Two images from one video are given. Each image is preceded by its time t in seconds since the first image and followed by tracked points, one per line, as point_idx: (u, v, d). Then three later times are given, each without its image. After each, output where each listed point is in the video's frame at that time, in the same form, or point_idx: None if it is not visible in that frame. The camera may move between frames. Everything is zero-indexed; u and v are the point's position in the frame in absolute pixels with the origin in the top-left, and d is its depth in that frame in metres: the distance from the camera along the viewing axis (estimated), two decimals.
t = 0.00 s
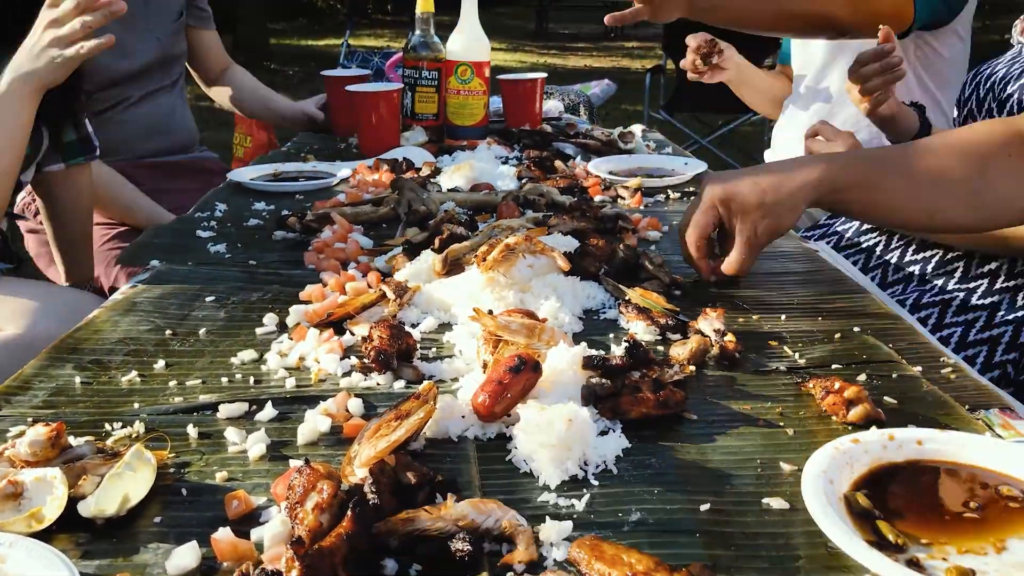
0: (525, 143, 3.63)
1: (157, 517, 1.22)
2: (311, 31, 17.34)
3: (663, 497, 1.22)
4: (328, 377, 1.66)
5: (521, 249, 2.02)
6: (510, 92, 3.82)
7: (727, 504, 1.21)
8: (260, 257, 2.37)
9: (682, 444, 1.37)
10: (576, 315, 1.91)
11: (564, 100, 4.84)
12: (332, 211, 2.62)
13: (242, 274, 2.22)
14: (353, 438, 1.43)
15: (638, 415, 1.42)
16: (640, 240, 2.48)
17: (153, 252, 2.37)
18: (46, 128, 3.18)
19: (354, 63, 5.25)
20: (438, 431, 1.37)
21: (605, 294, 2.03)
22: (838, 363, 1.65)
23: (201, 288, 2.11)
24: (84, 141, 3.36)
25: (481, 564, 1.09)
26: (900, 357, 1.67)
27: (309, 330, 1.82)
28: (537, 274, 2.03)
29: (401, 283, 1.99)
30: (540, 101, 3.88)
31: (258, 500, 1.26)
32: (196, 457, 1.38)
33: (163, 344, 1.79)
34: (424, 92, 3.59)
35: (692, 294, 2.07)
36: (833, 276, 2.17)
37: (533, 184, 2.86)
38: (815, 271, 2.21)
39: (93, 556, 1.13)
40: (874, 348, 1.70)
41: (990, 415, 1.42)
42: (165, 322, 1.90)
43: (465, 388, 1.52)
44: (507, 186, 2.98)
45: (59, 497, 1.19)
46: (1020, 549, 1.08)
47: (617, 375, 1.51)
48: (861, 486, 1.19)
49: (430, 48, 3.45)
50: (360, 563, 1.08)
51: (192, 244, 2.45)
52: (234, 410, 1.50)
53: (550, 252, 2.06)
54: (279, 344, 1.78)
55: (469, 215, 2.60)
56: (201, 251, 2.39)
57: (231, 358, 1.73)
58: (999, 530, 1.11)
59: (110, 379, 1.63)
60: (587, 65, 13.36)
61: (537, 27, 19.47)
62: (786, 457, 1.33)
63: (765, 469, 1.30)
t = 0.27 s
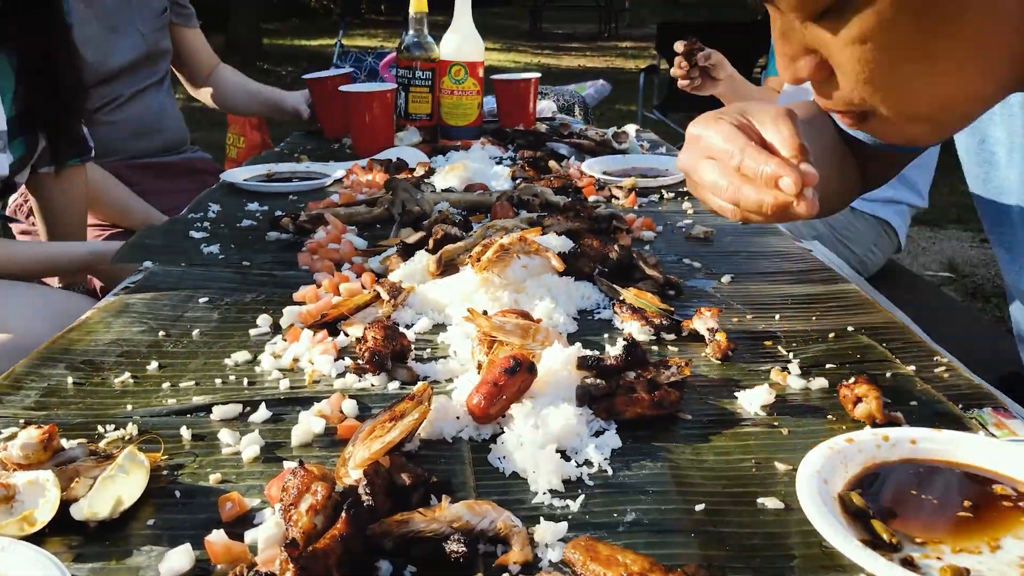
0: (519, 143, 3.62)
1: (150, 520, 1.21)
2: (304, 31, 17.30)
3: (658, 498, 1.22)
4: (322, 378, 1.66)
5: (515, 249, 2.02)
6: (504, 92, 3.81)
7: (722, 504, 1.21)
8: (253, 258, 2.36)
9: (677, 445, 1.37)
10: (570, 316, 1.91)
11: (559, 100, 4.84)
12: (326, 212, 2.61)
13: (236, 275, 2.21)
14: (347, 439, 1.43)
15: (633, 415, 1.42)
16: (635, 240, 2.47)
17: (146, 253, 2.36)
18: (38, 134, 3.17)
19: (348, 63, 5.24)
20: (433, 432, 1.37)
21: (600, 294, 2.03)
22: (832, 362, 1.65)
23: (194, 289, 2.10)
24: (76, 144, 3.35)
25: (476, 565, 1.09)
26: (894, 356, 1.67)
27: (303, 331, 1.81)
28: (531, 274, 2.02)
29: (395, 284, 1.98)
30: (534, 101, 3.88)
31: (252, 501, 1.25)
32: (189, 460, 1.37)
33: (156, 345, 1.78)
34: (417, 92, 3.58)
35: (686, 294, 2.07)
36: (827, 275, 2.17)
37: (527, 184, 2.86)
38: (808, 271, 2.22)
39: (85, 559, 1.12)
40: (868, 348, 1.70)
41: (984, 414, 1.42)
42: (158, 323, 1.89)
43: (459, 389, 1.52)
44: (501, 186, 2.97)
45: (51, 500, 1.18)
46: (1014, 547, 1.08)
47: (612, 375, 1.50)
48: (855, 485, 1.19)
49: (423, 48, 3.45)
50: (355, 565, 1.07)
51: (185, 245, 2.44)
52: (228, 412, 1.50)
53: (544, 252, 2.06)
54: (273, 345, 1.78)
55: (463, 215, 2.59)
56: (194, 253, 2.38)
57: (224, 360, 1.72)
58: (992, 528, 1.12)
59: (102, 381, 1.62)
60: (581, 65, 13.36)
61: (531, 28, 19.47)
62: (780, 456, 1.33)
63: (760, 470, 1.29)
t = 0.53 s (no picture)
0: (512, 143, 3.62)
1: (141, 523, 1.20)
2: (295, 31, 17.26)
3: (651, 498, 1.22)
4: (314, 379, 1.65)
5: (508, 250, 2.02)
6: (496, 91, 3.81)
7: (715, 503, 1.21)
8: (244, 259, 2.35)
9: (669, 444, 1.37)
10: (563, 316, 1.91)
11: (550, 100, 4.84)
12: (317, 212, 2.60)
13: (227, 277, 2.20)
14: (339, 441, 1.43)
15: (625, 416, 1.42)
16: (627, 240, 2.48)
17: (136, 255, 2.34)
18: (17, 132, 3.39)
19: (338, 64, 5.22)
20: (425, 433, 1.37)
21: (592, 294, 2.03)
22: (823, 361, 1.65)
23: (185, 291, 2.09)
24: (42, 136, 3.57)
25: (470, 565, 1.08)
26: (886, 355, 1.68)
27: (294, 332, 1.80)
28: (523, 274, 2.02)
29: (387, 284, 1.98)
30: (526, 101, 3.88)
31: (244, 504, 1.25)
32: (180, 462, 1.36)
33: (147, 347, 1.77)
34: (409, 92, 3.53)
35: (678, 294, 2.07)
36: (819, 275, 2.18)
37: (519, 185, 2.86)
38: (799, 270, 2.22)
39: (75, 563, 1.11)
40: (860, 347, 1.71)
41: (975, 413, 1.43)
42: (149, 325, 1.88)
43: (452, 390, 1.51)
44: (493, 187, 2.97)
45: (41, 504, 1.17)
46: (1005, 544, 1.09)
47: (605, 375, 1.50)
48: (848, 485, 1.19)
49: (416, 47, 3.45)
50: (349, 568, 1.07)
51: (176, 246, 2.43)
52: (219, 414, 1.49)
53: (537, 252, 2.06)
54: (264, 347, 1.77)
55: (455, 216, 2.59)
56: (185, 254, 2.37)
57: (215, 361, 1.71)
58: (983, 526, 1.12)
59: (92, 383, 1.60)
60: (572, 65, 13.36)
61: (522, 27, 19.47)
62: (773, 456, 1.33)
63: (754, 470, 1.30)
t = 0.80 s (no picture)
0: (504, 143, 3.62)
1: (133, 526, 1.20)
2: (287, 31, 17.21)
3: (646, 498, 1.22)
4: (307, 380, 1.64)
5: (501, 250, 2.02)
6: (488, 91, 3.80)
7: (709, 503, 1.21)
8: (237, 259, 2.34)
9: (663, 444, 1.37)
10: (556, 316, 1.91)
11: (542, 100, 4.84)
12: (310, 212, 2.60)
13: (219, 277, 2.19)
14: (332, 442, 1.42)
15: (618, 416, 1.42)
16: (620, 240, 2.48)
17: (127, 256, 2.33)
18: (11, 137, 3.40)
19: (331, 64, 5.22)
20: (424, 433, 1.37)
21: (585, 294, 2.03)
22: (816, 361, 1.66)
23: (177, 291, 2.08)
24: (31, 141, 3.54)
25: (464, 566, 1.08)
26: (878, 354, 1.68)
27: (287, 333, 1.80)
28: (516, 274, 2.02)
29: (380, 285, 1.97)
30: (519, 101, 3.87)
31: (236, 507, 1.24)
32: (173, 464, 1.36)
33: (139, 348, 1.76)
34: (402, 92, 3.55)
35: (672, 293, 2.07)
36: (811, 274, 2.18)
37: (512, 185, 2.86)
38: (792, 269, 2.23)
39: (66, 567, 1.11)
40: (853, 346, 1.71)
41: (966, 412, 1.43)
42: (140, 326, 1.87)
43: (445, 391, 1.51)
44: (486, 187, 2.97)
45: (32, 507, 1.16)
46: (997, 542, 1.09)
47: (598, 375, 1.50)
48: (841, 483, 1.20)
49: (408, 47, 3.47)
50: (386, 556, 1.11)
51: (167, 247, 2.42)
52: (211, 415, 1.48)
53: (530, 252, 2.06)
54: (257, 348, 1.76)
55: (447, 216, 2.58)
56: (177, 255, 2.36)
57: (207, 363, 1.71)
58: (974, 524, 1.13)
59: (84, 385, 1.60)
60: (565, 65, 13.36)
61: (514, 27, 19.46)
62: (766, 455, 1.34)
63: (747, 469, 1.30)
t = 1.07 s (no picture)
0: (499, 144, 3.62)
1: (127, 528, 1.19)
2: (281, 32, 17.19)
3: (642, 498, 1.22)
4: (301, 382, 1.64)
5: (496, 250, 2.02)
6: (483, 92, 3.79)
7: (705, 503, 1.21)
8: (231, 261, 2.34)
9: (659, 444, 1.37)
10: (551, 316, 1.91)
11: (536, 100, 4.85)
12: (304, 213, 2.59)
13: (214, 279, 2.19)
14: (327, 444, 1.42)
15: (614, 416, 1.41)
16: (615, 240, 2.47)
17: (122, 257, 2.32)
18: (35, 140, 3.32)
19: (325, 65, 5.21)
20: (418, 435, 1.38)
21: (580, 294, 2.02)
22: (811, 360, 1.66)
23: (171, 293, 2.08)
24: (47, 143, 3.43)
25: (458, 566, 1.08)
26: (873, 354, 1.68)
27: (281, 335, 1.79)
28: (512, 275, 2.03)
29: (375, 286, 1.97)
30: (513, 102, 3.87)
31: (230, 509, 1.24)
32: (167, 466, 1.35)
33: (133, 350, 1.76)
34: (396, 93, 3.55)
35: (667, 294, 2.07)
36: (806, 274, 2.18)
37: (507, 185, 2.86)
38: (786, 269, 2.23)
39: (60, 570, 1.10)
40: (847, 346, 1.72)
41: (961, 411, 1.44)
42: (135, 328, 1.87)
43: (440, 393, 1.50)
44: (481, 187, 2.97)
45: (26, 510, 1.15)
46: (991, 541, 1.10)
47: (593, 376, 1.50)
48: (836, 483, 1.20)
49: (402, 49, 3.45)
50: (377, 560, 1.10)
51: (162, 248, 2.41)
52: (206, 417, 1.48)
53: (525, 253, 2.06)
54: (251, 349, 1.75)
55: (442, 217, 2.58)
56: (171, 256, 2.35)
57: (202, 364, 1.70)
58: (969, 522, 1.13)
59: (78, 387, 1.59)
60: (560, 65, 13.36)
61: (509, 28, 19.47)
62: (761, 455, 1.34)
63: (742, 470, 1.30)
